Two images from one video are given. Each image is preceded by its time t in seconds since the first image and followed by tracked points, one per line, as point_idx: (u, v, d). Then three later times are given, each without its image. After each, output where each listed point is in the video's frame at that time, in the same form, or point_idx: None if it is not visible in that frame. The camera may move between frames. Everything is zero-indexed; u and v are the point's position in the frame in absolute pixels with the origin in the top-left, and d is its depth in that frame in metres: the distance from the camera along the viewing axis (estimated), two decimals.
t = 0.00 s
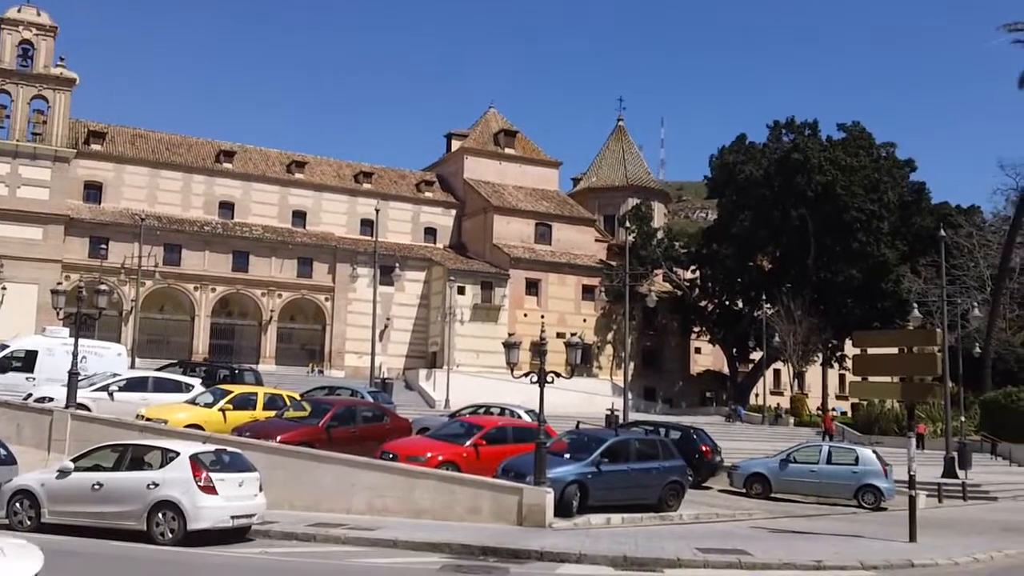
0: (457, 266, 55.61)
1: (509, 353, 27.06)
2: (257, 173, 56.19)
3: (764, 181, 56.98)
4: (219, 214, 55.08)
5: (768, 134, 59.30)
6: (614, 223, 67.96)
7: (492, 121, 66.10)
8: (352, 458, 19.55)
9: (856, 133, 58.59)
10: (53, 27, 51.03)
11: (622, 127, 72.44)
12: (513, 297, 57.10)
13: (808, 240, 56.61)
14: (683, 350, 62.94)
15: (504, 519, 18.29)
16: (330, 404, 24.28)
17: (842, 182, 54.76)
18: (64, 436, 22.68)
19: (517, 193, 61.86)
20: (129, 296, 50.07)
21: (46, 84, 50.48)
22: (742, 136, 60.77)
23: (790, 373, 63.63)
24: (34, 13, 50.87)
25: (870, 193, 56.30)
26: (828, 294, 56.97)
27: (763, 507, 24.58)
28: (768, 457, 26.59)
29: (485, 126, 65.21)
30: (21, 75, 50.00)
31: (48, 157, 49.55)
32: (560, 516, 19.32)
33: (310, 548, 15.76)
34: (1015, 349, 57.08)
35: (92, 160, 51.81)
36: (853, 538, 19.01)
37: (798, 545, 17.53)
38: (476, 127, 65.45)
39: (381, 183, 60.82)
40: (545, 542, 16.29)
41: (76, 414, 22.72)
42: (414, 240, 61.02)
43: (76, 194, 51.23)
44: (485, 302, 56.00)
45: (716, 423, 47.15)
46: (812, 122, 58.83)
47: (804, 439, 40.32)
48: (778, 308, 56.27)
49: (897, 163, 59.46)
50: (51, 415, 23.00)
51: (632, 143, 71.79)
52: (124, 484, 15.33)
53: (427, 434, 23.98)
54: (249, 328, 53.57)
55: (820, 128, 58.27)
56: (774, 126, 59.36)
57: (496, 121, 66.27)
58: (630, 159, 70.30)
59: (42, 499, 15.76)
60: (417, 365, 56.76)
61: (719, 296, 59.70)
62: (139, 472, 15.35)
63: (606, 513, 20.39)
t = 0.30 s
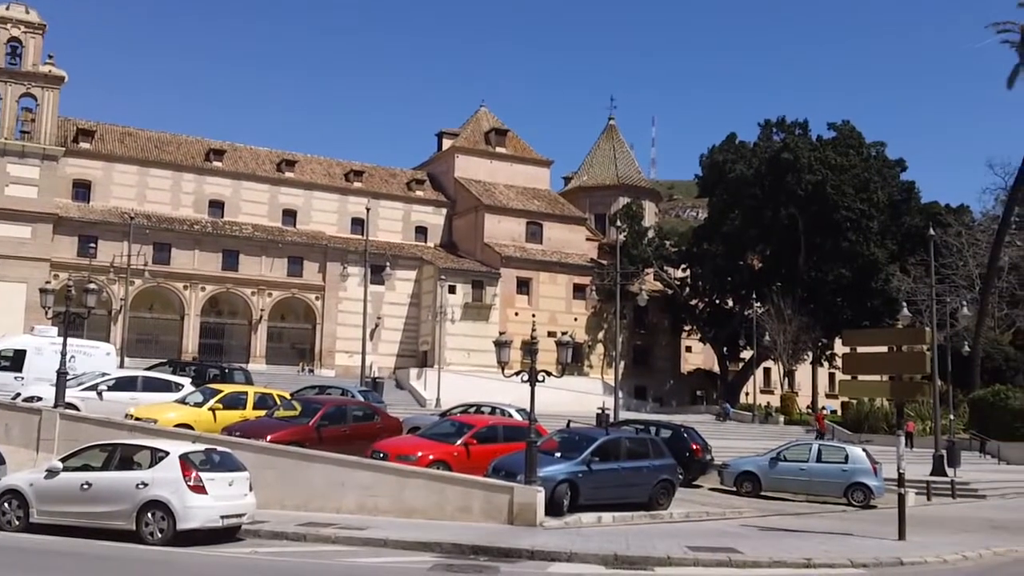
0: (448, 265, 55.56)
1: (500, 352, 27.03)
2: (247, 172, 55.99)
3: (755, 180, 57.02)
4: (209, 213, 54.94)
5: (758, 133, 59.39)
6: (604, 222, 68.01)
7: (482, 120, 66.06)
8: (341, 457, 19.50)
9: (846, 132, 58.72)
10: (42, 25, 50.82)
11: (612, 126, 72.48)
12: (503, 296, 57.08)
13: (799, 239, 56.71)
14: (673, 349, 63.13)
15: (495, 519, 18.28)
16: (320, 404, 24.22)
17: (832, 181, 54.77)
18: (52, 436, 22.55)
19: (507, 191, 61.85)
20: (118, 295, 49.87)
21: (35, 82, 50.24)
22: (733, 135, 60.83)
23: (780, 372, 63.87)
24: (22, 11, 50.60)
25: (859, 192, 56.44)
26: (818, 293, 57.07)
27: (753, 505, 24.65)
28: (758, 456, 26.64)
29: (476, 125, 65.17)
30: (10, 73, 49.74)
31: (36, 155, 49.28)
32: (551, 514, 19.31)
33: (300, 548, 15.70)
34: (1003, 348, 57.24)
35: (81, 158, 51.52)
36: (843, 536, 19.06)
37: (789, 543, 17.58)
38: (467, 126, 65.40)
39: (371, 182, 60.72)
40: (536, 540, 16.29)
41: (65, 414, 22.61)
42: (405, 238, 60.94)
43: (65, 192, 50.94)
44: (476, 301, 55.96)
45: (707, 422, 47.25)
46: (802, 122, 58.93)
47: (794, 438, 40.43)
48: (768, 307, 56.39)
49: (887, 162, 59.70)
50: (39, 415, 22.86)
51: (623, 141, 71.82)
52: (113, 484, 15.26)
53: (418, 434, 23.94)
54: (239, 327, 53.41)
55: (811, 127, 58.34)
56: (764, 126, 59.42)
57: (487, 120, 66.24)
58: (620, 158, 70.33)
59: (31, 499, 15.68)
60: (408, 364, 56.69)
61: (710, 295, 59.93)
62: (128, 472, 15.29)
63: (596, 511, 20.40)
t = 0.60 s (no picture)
0: (437, 265, 55.54)
1: (489, 351, 27.02)
2: (235, 171, 55.83)
3: (743, 180, 57.15)
4: (197, 213, 54.79)
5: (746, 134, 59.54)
6: (593, 222, 68.10)
7: (471, 120, 66.05)
8: (329, 456, 19.47)
9: (834, 132, 58.94)
10: (29, 23, 50.59)
11: (601, 126, 72.58)
12: (492, 296, 57.09)
13: (786, 239, 56.89)
14: (662, 349, 63.29)
15: (483, 518, 18.30)
16: (308, 403, 24.18)
17: (819, 182, 54.93)
18: (39, 436, 22.43)
19: (497, 191, 61.86)
20: (105, 294, 49.66)
21: (21, 80, 49.99)
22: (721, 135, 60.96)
23: (768, 371, 64.15)
24: (9, 9, 50.32)
25: (847, 193, 56.67)
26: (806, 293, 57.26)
27: (741, 505, 24.74)
28: (746, 455, 26.74)
29: (465, 125, 65.15)
30: None
31: (23, 154, 49.08)
32: (539, 514, 19.34)
33: (288, 548, 15.69)
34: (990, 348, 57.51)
35: (68, 157, 51.25)
36: (829, 535, 19.16)
37: (776, 541, 17.67)
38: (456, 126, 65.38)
39: (360, 182, 60.64)
40: (524, 539, 16.32)
41: (52, 414, 22.50)
42: (394, 238, 60.89)
43: (52, 191, 50.66)
44: (464, 301, 55.97)
45: (695, 422, 47.37)
46: (790, 122, 59.10)
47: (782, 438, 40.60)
48: (757, 307, 56.57)
49: (874, 162, 59.97)
50: (26, 415, 22.70)
51: (611, 142, 71.91)
52: (101, 484, 15.20)
53: (406, 433, 23.93)
54: (227, 327, 53.26)
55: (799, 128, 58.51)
56: (752, 126, 59.58)
57: (476, 120, 66.24)
58: (609, 158, 70.43)
59: (17, 499, 15.64)
60: (397, 364, 56.64)
61: (698, 295, 60.13)
62: (115, 472, 15.23)
63: (584, 510, 20.44)
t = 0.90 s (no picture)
0: (426, 263, 55.49)
1: (478, 350, 27.00)
2: (223, 168, 55.66)
3: (732, 179, 57.29)
4: (185, 210, 54.59)
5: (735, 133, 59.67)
6: (582, 221, 68.15)
7: (461, 118, 65.97)
8: (318, 454, 19.42)
9: (823, 132, 59.12)
10: (15, 19, 50.37)
11: (591, 125, 72.62)
12: (482, 294, 57.08)
13: (775, 238, 57.06)
14: (651, 347, 63.40)
15: (471, 517, 18.28)
16: (297, 401, 24.11)
17: (808, 182, 55.09)
18: (25, 434, 22.28)
19: (486, 189, 61.83)
20: (92, 292, 49.44)
21: (8, 76, 49.73)
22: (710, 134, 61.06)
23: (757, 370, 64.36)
24: None
25: (836, 192, 56.86)
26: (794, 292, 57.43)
27: (729, 503, 24.79)
28: (734, 454, 26.79)
29: (454, 123, 65.09)
30: None
31: (9, 150, 48.82)
32: (528, 512, 19.36)
33: (275, 546, 15.66)
34: (977, 347, 57.81)
35: (54, 154, 51.00)
36: (816, 533, 19.20)
37: (764, 540, 17.70)
38: (446, 124, 65.30)
39: (349, 179, 60.53)
40: (512, 538, 16.33)
41: (38, 411, 22.38)
42: (383, 236, 60.80)
43: (38, 188, 50.40)
44: (454, 299, 55.94)
45: (684, 420, 47.43)
46: (779, 121, 59.26)
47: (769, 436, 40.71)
48: (745, 306, 56.72)
49: (863, 162, 60.16)
50: (12, 413, 22.57)
51: (601, 140, 71.96)
52: (87, 482, 15.12)
53: (395, 431, 23.89)
54: (215, 324, 53.09)
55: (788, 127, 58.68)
56: (741, 125, 59.71)
57: (466, 118, 66.18)
58: (599, 157, 70.47)
59: (3, 497, 15.56)
60: (386, 362, 56.56)
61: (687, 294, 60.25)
62: (102, 470, 15.16)
63: (572, 509, 20.45)
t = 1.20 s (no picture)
0: (414, 262, 55.40)
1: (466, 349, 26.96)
2: (211, 166, 55.43)
3: (720, 180, 57.46)
4: (172, 207, 54.31)
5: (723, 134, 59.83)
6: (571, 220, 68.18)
7: (450, 116, 65.88)
8: (305, 453, 19.35)
9: (811, 133, 59.35)
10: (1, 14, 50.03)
11: (579, 124, 72.65)
12: (470, 293, 57.04)
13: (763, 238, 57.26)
14: (639, 347, 63.51)
15: (459, 516, 18.25)
16: (284, 400, 24.00)
17: (796, 182, 55.27)
18: (9, 432, 22.09)
19: (475, 188, 61.77)
20: (78, 289, 49.15)
21: None
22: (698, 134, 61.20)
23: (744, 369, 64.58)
24: None
25: (823, 193, 57.09)
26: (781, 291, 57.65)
27: (716, 502, 24.83)
28: (721, 453, 26.85)
29: (443, 121, 64.98)
30: None
31: None
32: (515, 511, 19.35)
33: (261, 545, 15.61)
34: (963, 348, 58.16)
35: (40, 150, 50.68)
36: (802, 532, 19.23)
37: (750, 540, 17.71)
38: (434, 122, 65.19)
39: (337, 177, 60.38)
40: (499, 537, 16.31)
41: (22, 409, 22.20)
42: (371, 234, 60.67)
43: (24, 184, 50.07)
44: (442, 298, 55.88)
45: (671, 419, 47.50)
46: (767, 122, 59.46)
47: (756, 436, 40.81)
48: (733, 306, 56.89)
49: (850, 163, 60.41)
50: None
51: (589, 140, 72.01)
52: (72, 480, 15.01)
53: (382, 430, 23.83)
54: (202, 322, 52.85)
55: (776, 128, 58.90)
56: (729, 126, 59.88)
57: (454, 116, 66.10)
58: (587, 156, 70.51)
59: None
60: (373, 361, 56.43)
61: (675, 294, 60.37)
62: (87, 469, 15.06)
63: (560, 508, 20.44)
